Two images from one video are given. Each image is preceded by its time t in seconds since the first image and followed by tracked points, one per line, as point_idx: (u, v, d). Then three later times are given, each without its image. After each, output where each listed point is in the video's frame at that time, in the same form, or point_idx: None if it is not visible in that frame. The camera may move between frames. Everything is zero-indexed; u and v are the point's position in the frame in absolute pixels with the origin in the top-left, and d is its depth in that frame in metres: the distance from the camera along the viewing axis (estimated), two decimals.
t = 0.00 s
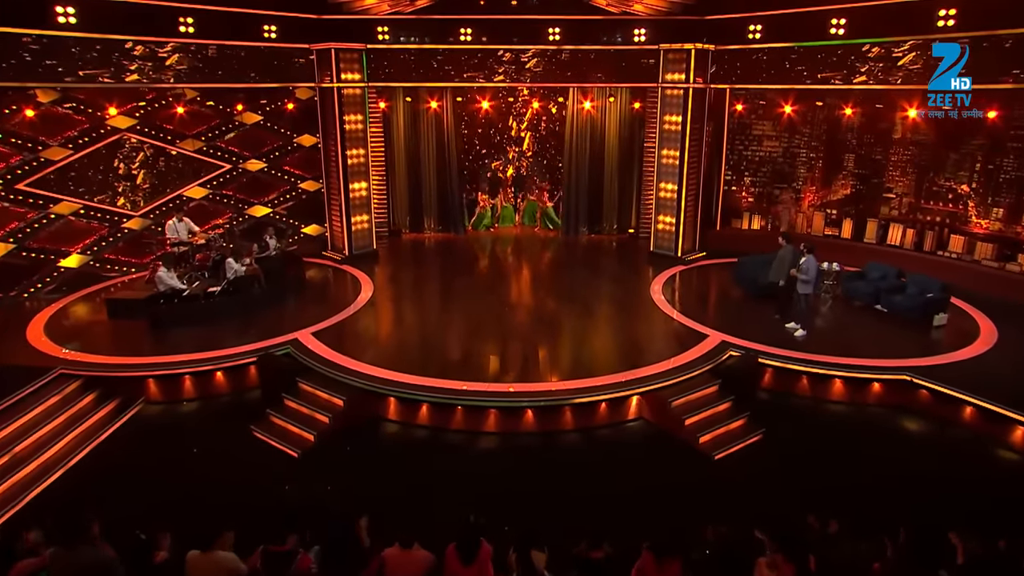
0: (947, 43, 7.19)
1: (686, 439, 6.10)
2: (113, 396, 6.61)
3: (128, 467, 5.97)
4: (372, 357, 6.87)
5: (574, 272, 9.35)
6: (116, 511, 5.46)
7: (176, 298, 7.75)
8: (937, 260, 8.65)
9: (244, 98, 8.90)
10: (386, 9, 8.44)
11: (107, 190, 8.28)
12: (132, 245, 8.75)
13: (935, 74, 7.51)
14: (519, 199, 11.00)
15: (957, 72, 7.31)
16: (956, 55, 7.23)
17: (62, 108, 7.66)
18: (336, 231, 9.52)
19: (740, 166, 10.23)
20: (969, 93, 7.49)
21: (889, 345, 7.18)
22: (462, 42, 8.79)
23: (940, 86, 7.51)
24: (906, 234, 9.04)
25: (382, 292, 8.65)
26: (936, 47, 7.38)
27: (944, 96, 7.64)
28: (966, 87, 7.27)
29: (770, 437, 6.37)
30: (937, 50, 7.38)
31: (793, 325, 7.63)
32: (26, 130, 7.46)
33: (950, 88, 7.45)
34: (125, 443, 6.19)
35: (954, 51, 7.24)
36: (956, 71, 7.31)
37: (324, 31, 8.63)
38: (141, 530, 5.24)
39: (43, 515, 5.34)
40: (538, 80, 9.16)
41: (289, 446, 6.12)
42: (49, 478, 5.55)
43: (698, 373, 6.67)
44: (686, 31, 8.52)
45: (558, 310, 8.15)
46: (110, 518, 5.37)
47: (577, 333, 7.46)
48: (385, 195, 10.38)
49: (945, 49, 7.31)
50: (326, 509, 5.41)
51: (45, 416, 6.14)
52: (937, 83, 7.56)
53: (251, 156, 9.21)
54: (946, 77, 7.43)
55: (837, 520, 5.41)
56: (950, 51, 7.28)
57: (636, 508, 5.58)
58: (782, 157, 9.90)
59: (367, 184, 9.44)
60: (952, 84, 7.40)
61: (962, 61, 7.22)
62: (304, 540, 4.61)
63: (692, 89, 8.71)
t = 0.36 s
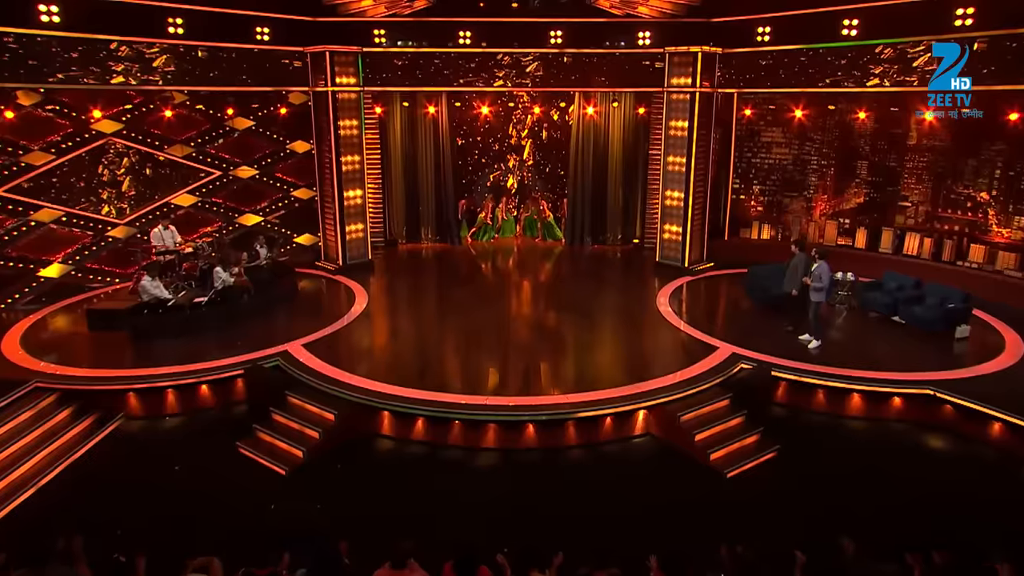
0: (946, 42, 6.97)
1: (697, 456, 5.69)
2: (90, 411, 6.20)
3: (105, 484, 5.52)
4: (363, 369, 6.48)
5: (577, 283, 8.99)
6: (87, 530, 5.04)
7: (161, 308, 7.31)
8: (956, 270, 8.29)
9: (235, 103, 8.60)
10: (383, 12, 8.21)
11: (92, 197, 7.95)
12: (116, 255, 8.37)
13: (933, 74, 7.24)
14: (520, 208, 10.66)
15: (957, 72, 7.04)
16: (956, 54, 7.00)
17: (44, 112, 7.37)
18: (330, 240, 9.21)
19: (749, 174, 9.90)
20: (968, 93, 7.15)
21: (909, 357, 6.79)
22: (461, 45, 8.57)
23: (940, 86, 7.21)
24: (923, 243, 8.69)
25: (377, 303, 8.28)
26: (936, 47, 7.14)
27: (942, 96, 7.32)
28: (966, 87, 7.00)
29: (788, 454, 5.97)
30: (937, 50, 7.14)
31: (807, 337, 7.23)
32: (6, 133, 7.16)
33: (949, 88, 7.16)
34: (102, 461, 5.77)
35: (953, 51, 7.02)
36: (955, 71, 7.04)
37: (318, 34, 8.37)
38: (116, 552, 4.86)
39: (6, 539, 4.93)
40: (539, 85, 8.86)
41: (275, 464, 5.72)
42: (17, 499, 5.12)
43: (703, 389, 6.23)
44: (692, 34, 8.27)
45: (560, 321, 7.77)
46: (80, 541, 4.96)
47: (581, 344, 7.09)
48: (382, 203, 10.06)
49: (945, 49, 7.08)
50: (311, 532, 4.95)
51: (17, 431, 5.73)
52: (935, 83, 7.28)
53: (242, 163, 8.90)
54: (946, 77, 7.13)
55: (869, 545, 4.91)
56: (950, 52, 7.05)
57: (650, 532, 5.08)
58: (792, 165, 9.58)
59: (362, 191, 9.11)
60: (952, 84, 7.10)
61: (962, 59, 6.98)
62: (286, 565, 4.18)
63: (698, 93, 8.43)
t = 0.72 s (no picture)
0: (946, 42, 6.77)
1: (710, 472, 5.31)
2: (68, 423, 5.83)
3: (79, 498, 5.12)
4: (355, 380, 6.13)
5: (579, 292, 8.64)
6: (57, 550, 4.60)
7: (144, 317, 6.93)
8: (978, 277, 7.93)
9: (226, 106, 8.34)
10: (380, 12, 7.97)
11: (75, 202, 7.63)
12: (100, 263, 8.02)
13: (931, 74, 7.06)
14: (522, 216, 10.35)
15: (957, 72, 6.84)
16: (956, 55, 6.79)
17: (26, 113, 7.08)
18: (323, 248, 8.88)
19: (758, 181, 9.62)
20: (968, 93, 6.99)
21: (932, 368, 6.39)
22: (461, 47, 8.33)
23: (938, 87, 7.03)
24: (941, 250, 8.26)
25: (372, 312, 7.93)
26: (935, 47, 6.93)
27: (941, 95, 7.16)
28: (966, 88, 6.83)
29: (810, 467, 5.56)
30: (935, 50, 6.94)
31: (823, 348, 6.82)
32: None
33: (948, 88, 6.99)
34: (76, 477, 5.37)
35: (953, 51, 6.81)
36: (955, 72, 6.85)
37: (314, 35, 8.14)
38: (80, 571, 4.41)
39: None
40: (541, 88, 8.59)
41: (262, 480, 5.31)
42: None
43: (714, 400, 5.88)
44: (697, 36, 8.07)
45: (562, 331, 7.42)
46: (40, 564, 4.48)
47: (584, 354, 6.74)
48: (378, 210, 9.76)
49: (944, 49, 6.88)
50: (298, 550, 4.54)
51: None
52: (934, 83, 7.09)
53: (233, 168, 8.61)
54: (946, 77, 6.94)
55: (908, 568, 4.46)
56: (949, 52, 6.84)
57: (667, 552, 4.63)
58: (802, 171, 9.28)
59: (357, 196, 8.80)
60: (952, 84, 6.93)
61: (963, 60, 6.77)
62: None
63: (704, 96, 8.17)
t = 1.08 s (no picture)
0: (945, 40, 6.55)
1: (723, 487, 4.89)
2: (44, 435, 5.45)
3: (51, 515, 4.71)
4: (346, 389, 5.77)
5: (583, 300, 8.31)
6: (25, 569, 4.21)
7: (127, 325, 6.58)
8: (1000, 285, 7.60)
9: (216, 107, 8.06)
10: (377, 11, 7.72)
11: (57, 205, 7.31)
12: (83, 271, 7.63)
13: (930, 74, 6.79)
14: (523, 221, 10.01)
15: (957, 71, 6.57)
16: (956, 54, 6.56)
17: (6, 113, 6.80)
18: (316, 255, 8.56)
19: (767, 186, 9.22)
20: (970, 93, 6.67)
21: (955, 379, 6.00)
22: (461, 47, 8.07)
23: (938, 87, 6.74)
24: (961, 256, 7.97)
25: (366, 321, 7.59)
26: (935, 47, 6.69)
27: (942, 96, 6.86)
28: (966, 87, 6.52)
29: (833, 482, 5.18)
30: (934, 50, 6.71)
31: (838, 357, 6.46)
32: None
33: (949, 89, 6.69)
34: (46, 493, 4.97)
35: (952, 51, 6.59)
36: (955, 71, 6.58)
37: (309, 35, 7.89)
38: None
39: None
40: (543, 90, 8.31)
41: (249, 496, 4.90)
42: None
43: (728, 411, 5.50)
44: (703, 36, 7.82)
45: (564, 340, 7.08)
46: None
47: (588, 363, 6.39)
48: (374, 217, 9.45)
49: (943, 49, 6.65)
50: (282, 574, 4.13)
51: None
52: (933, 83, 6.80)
53: (223, 172, 8.31)
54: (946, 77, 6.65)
55: None
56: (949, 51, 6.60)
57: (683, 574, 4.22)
58: (814, 176, 8.97)
59: (352, 201, 8.50)
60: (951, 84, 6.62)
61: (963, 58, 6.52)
62: None
63: (711, 97, 7.89)
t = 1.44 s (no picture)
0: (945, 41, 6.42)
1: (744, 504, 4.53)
2: (18, 450, 5.07)
3: (14, 534, 4.35)
4: (336, 400, 5.42)
5: (586, 310, 7.99)
6: None
7: (110, 334, 6.25)
8: None
9: (206, 109, 7.80)
10: (373, 11, 7.47)
11: (39, 212, 7.03)
12: (65, 279, 7.31)
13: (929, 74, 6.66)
14: (523, 229, 9.74)
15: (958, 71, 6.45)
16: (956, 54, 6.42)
17: None
18: (310, 263, 8.26)
19: (778, 193, 8.93)
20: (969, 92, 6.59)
21: (979, 391, 5.63)
22: (460, 49, 7.82)
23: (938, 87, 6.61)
24: (982, 265, 7.57)
25: (361, 330, 7.26)
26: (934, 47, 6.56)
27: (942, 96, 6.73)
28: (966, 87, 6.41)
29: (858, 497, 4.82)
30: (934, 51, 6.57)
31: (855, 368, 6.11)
32: None
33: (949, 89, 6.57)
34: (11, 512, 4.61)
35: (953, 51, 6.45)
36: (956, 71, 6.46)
37: (303, 35, 7.65)
38: None
39: None
40: (544, 92, 8.05)
41: (232, 513, 4.51)
42: None
43: (744, 423, 5.15)
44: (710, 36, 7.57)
45: (565, 350, 6.73)
46: None
47: (592, 373, 6.06)
48: (371, 225, 9.16)
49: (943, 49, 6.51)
50: None
51: None
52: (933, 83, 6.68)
53: (214, 178, 8.01)
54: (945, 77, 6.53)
55: None
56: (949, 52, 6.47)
57: None
58: (826, 182, 8.70)
59: (347, 207, 8.21)
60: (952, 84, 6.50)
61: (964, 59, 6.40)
62: None
63: (719, 99, 7.63)
